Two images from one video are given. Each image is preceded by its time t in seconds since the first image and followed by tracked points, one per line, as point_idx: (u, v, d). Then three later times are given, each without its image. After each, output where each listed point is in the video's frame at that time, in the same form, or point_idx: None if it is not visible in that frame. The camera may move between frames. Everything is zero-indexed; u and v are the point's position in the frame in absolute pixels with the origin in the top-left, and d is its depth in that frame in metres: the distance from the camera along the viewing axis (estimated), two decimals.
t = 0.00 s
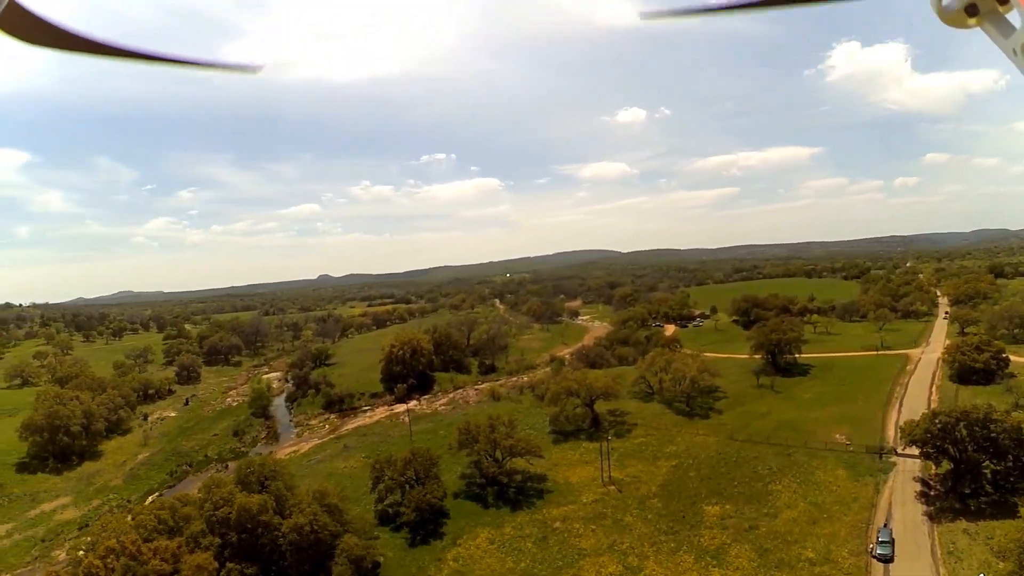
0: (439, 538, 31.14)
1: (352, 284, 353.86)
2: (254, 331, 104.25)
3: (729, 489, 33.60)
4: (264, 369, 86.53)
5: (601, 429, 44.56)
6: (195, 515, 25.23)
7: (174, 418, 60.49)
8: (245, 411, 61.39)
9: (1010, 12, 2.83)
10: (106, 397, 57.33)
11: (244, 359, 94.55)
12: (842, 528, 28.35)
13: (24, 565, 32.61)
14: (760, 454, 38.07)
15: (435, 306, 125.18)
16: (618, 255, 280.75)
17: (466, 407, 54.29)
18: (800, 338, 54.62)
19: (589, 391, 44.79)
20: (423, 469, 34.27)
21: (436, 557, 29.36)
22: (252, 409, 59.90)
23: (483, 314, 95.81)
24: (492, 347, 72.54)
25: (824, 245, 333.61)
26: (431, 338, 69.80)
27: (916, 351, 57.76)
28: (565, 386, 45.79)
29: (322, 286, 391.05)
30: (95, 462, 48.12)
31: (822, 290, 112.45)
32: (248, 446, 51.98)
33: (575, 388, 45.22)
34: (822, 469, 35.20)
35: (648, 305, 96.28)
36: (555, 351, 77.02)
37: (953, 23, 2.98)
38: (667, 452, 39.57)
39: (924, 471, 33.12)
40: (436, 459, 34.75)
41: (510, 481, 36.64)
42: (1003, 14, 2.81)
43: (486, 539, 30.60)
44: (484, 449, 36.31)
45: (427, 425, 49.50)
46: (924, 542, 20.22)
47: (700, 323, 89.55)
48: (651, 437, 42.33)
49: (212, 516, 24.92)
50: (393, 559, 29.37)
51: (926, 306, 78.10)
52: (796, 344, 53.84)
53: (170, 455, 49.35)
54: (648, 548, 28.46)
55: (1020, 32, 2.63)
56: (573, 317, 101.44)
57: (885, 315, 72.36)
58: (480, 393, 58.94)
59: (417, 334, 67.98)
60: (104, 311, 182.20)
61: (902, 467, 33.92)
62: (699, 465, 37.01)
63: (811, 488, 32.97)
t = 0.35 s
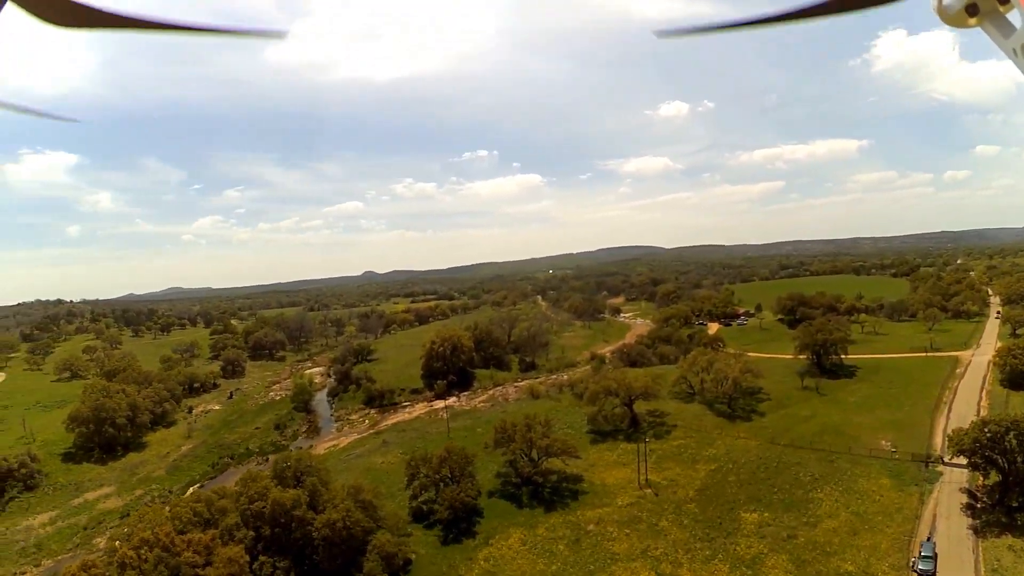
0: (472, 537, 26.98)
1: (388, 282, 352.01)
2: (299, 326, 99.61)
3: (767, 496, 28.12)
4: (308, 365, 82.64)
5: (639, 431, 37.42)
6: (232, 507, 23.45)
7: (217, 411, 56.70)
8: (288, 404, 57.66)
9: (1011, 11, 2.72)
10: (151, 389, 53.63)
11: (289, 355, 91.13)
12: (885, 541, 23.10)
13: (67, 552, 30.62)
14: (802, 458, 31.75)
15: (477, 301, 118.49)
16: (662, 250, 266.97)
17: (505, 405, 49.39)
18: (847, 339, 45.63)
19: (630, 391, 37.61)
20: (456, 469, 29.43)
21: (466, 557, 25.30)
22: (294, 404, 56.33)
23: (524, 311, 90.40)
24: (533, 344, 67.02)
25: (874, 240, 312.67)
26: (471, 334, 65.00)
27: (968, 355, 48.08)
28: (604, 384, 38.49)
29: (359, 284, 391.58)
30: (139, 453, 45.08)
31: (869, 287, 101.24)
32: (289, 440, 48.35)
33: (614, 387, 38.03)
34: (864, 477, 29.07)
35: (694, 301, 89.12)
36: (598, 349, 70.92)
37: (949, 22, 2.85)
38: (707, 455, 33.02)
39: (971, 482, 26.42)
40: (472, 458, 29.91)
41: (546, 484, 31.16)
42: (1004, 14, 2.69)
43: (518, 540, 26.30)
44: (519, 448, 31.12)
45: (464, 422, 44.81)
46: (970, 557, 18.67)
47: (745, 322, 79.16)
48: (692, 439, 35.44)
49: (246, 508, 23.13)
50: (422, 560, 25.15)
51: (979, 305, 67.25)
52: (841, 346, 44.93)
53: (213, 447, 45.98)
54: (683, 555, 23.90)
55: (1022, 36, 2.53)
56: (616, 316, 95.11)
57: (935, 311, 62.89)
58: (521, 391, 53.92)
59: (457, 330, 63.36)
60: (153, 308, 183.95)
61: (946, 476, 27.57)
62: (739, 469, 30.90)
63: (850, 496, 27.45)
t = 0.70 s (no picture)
0: (499, 537, 23.74)
1: (420, 281, 350.66)
2: (337, 322, 96.79)
3: (800, 502, 23.73)
4: (345, 360, 79.51)
5: (674, 434, 32.73)
6: (263, 502, 20.90)
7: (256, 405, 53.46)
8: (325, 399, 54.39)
9: (1013, 10, 2.61)
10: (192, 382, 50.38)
11: (326, 350, 88.27)
12: (923, 556, 19.15)
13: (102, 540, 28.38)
14: (839, 465, 26.74)
15: (514, 298, 113.84)
16: (700, 247, 255.45)
17: (539, 403, 45.64)
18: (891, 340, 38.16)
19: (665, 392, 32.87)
20: (485, 470, 25.46)
21: (495, 558, 22.18)
22: (329, 399, 52.76)
23: (561, 308, 86.04)
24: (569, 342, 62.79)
25: (919, 236, 293.63)
26: (506, 331, 61.17)
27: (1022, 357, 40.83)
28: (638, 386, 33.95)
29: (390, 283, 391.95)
30: (177, 445, 41.85)
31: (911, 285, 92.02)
32: (325, 435, 45.24)
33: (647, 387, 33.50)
34: (903, 485, 24.30)
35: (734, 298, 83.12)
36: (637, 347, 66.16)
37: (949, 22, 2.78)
38: (742, 460, 28.10)
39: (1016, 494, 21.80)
40: (502, 459, 26.11)
41: (577, 487, 27.11)
42: (1005, 13, 2.61)
43: (546, 541, 22.95)
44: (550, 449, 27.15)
45: (498, 420, 41.39)
46: None
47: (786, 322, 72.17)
48: (729, 443, 30.39)
49: (275, 504, 20.43)
50: (447, 559, 22.21)
51: None
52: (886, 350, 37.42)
53: (248, 440, 42.80)
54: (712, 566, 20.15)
55: (1020, 31, 2.44)
56: (654, 314, 89.63)
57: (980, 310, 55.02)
58: (555, 389, 50.08)
59: (493, 328, 59.45)
60: (193, 304, 185.58)
61: (987, 487, 23.02)
62: (774, 476, 26.08)
63: (887, 505, 23.03)
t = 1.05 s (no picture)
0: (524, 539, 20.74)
1: (448, 278, 349.35)
2: (369, 319, 95.50)
3: (830, 510, 20.36)
4: (378, 357, 77.32)
5: (705, 437, 29.00)
6: (288, 498, 18.77)
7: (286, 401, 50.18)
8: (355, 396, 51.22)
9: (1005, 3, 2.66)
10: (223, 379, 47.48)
11: (359, 347, 86.45)
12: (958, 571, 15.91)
13: (131, 533, 26.40)
14: (874, 472, 22.96)
15: (546, 295, 110.06)
16: (739, 243, 242.01)
17: (569, 403, 42.58)
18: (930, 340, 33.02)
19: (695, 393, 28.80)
20: (511, 469, 22.35)
21: (518, 560, 19.35)
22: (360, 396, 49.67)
23: (593, 305, 82.28)
24: (601, 340, 59.15)
25: (961, 232, 276.12)
26: (537, 329, 57.93)
27: None
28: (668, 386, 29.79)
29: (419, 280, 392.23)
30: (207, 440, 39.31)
31: (950, 284, 83.76)
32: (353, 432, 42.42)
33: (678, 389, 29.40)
34: (939, 495, 20.62)
35: (768, 296, 78.02)
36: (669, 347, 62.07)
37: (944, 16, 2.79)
38: (774, 465, 24.47)
39: None
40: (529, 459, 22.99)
41: (604, 489, 23.74)
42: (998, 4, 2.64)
43: (571, 545, 19.93)
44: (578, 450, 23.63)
45: (529, 418, 38.61)
46: None
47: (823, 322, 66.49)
48: (762, 447, 26.51)
49: (297, 500, 18.31)
50: (470, 560, 19.49)
51: None
52: (926, 350, 32.29)
53: (281, 436, 40.26)
54: None
55: (1016, 20, 2.46)
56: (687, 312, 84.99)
57: None
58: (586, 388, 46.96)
59: (525, 325, 56.33)
60: (228, 301, 187.30)
61: None
62: (808, 483, 22.43)
63: (923, 516, 19.46)
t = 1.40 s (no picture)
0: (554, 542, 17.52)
1: (481, 276, 347.26)
2: (408, 315, 92.73)
3: (869, 522, 16.55)
4: (416, 353, 74.99)
5: (744, 439, 24.63)
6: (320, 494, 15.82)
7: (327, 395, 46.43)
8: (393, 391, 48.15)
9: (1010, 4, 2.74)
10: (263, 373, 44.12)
11: (398, 343, 84.00)
12: None
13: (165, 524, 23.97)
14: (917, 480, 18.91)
15: (585, 293, 105.65)
16: (785, 240, 230.44)
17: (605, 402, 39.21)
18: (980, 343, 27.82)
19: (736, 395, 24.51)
20: (544, 470, 19.12)
21: (546, 563, 16.27)
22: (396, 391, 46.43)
23: (631, 303, 78.13)
24: (638, 338, 54.97)
25: (1009, 227, 257.03)
26: (574, 326, 54.30)
27: None
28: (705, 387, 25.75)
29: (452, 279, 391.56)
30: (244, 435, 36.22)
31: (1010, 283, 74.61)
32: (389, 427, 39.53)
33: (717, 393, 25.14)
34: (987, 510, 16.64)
35: (810, 295, 72.10)
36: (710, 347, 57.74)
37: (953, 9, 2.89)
38: (814, 470, 20.36)
39: None
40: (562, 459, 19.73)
41: (638, 493, 20.06)
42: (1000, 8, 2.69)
43: (602, 550, 16.68)
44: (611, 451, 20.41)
45: (566, 417, 35.48)
46: None
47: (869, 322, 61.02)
48: (800, 451, 22.28)
49: (326, 495, 15.48)
50: (499, 561, 16.48)
51: None
52: (970, 356, 27.55)
53: (316, 430, 36.78)
54: None
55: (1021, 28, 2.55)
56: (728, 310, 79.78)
57: None
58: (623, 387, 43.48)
59: (561, 323, 52.97)
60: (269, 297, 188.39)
61: None
62: (849, 492, 18.36)
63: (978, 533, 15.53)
